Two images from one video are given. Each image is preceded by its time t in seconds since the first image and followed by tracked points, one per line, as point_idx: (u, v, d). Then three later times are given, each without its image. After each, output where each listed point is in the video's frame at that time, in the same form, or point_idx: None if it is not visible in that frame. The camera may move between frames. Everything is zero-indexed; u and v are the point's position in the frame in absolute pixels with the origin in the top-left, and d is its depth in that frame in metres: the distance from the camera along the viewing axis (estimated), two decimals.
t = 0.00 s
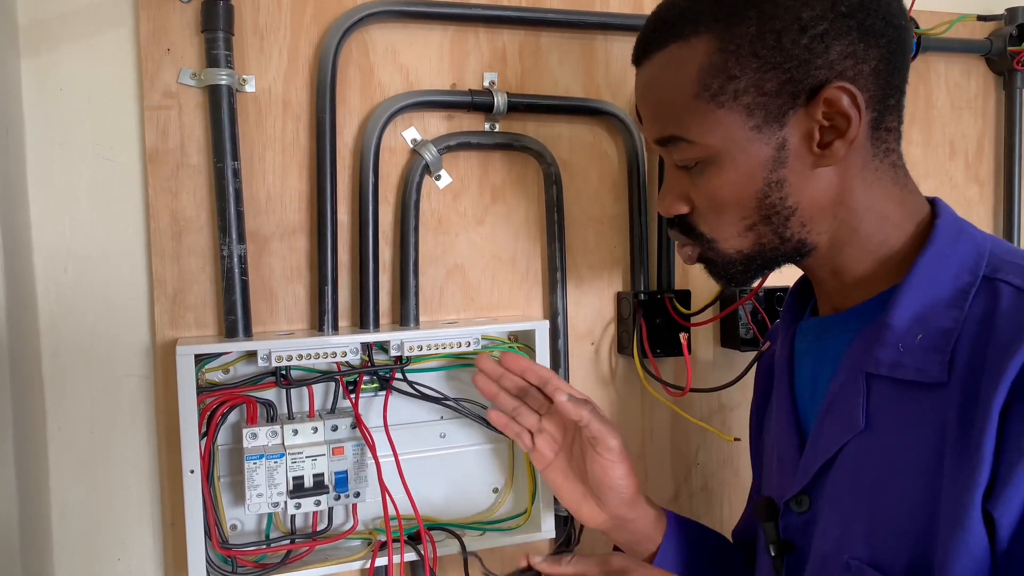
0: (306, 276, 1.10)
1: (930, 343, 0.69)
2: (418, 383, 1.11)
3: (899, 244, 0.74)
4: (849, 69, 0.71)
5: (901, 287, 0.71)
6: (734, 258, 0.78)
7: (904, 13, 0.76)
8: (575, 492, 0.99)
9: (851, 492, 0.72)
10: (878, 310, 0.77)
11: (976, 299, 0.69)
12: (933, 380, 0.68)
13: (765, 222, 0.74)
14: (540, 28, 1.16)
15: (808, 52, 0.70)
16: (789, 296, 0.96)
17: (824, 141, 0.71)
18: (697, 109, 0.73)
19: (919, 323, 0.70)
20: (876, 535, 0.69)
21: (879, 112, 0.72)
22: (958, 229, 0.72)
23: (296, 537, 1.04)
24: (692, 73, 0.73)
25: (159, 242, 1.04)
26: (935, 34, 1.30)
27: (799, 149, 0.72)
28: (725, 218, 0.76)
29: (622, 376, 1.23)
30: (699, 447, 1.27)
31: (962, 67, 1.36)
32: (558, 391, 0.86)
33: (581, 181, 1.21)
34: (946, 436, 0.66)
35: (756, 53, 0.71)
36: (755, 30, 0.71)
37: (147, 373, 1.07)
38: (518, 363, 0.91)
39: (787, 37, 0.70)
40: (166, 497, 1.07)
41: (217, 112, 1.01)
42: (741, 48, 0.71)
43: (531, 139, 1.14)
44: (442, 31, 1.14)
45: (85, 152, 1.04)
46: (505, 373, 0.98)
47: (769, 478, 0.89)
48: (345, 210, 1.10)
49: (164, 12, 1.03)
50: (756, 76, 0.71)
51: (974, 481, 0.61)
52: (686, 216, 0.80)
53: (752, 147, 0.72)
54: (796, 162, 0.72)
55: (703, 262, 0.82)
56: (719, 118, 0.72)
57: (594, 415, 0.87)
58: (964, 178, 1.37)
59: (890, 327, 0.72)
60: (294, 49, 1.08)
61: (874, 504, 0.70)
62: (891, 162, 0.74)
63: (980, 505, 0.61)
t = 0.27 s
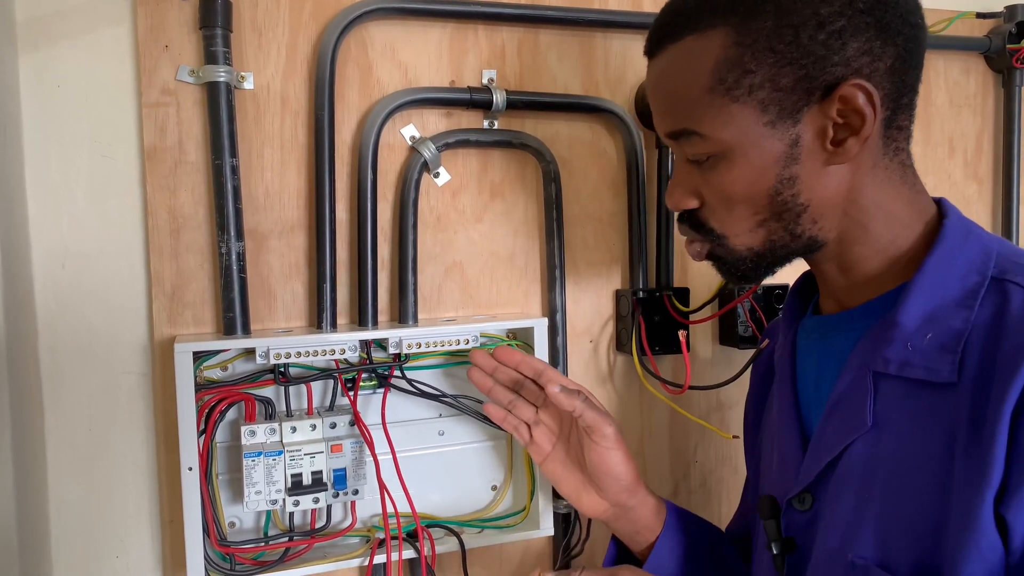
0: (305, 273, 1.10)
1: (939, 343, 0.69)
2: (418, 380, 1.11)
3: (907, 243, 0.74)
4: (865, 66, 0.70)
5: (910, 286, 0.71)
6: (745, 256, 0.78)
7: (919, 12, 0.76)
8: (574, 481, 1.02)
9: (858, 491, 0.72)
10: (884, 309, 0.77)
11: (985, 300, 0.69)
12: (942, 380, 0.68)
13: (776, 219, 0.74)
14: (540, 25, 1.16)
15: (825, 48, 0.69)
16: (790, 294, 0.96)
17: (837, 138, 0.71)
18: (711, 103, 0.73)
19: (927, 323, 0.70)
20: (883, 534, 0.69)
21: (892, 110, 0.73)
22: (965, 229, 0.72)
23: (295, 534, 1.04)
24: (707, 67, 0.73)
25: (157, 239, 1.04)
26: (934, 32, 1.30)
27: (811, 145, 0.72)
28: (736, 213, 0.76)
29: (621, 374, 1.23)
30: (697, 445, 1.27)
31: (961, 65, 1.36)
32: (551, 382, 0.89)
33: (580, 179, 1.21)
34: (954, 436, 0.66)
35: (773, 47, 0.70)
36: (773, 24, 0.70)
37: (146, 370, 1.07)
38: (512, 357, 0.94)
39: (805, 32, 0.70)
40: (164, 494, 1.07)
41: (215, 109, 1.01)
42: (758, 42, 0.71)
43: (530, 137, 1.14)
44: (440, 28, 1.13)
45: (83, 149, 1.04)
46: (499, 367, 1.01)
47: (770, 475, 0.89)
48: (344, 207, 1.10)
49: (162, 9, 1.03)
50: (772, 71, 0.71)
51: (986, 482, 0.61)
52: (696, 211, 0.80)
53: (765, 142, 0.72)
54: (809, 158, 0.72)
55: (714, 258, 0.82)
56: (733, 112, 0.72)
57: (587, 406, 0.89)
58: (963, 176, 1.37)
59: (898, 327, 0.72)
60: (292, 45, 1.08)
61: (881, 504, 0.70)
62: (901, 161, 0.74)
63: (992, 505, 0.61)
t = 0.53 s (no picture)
0: (301, 270, 1.10)
1: (940, 341, 0.69)
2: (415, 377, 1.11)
3: (908, 239, 0.74)
4: (872, 60, 0.70)
5: (910, 283, 0.71)
6: (749, 248, 0.78)
7: (929, 8, 0.76)
8: (590, 461, 1.02)
9: (858, 488, 0.72)
10: (885, 305, 0.77)
11: (986, 298, 0.69)
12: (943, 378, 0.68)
13: (780, 211, 0.74)
14: (536, 21, 1.16)
15: (833, 39, 0.69)
16: (789, 291, 0.96)
17: (841, 132, 0.71)
18: (716, 92, 0.73)
19: (928, 321, 0.70)
20: (882, 531, 0.69)
21: (898, 105, 0.72)
22: (967, 227, 0.72)
23: (291, 531, 1.04)
24: (714, 55, 0.73)
25: (152, 235, 1.04)
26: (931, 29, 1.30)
27: (815, 138, 0.72)
28: (739, 204, 0.76)
29: (617, 370, 1.23)
30: (693, 441, 1.27)
31: (958, 61, 1.36)
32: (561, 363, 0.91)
33: (577, 176, 1.21)
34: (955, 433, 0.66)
35: (781, 37, 0.70)
36: (782, 14, 0.70)
37: (142, 367, 1.07)
38: (517, 342, 0.97)
39: (813, 23, 0.69)
40: (161, 491, 1.06)
41: (210, 105, 1.01)
42: (766, 32, 0.71)
43: (526, 133, 1.14)
44: (437, 24, 1.13)
45: (78, 145, 1.03)
46: (504, 353, 1.02)
47: (767, 471, 0.89)
48: (340, 204, 1.10)
49: (157, 5, 1.02)
50: (779, 61, 0.71)
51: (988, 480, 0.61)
52: (699, 202, 0.81)
53: (769, 133, 0.72)
54: (813, 150, 0.72)
55: (719, 251, 0.82)
56: (738, 102, 0.72)
57: (599, 381, 0.91)
58: (959, 172, 1.37)
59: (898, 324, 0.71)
60: (288, 41, 1.07)
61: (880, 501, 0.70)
62: (904, 157, 0.74)
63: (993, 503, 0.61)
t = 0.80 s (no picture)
0: (299, 269, 1.10)
1: (939, 341, 0.69)
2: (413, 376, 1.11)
3: (907, 239, 0.74)
4: (880, 58, 0.70)
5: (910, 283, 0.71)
6: (750, 244, 0.79)
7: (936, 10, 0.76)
8: (605, 440, 1.05)
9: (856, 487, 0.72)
10: (885, 305, 0.77)
11: (986, 299, 0.69)
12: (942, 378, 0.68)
13: (783, 208, 0.74)
14: (534, 20, 1.16)
15: (842, 36, 0.69)
16: (789, 289, 0.97)
17: (847, 129, 0.71)
18: (724, 85, 0.73)
19: (928, 321, 0.70)
20: (880, 529, 0.69)
21: (904, 105, 0.73)
22: (968, 227, 0.73)
23: (290, 530, 1.04)
24: (723, 48, 0.73)
25: (150, 235, 1.04)
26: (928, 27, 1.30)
27: (821, 134, 0.72)
28: (742, 200, 0.76)
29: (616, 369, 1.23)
30: (692, 439, 1.27)
31: (955, 59, 1.36)
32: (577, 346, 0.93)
33: (575, 175, 1.21)
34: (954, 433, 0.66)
35: (790, 32, 0.70)
36: (791, 9, 0.70)
37: (140, 367, 1.07)
38: (532, 325, 0.98)
39: (823, 18, 0.70)
40: (160, 491, 1.06)
41: (208, 105, 1.01)
42: (776, 26, 0.71)
43: (524, 132, 1.13)
44: (434, 23, 1.13)
45: (76, 145, 1.03)
46: (519, 336, 1.02)
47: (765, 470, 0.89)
48: (338, 203, 1.10)
49: (154, 5, 1.02)
50: (787, 56, 0.71)
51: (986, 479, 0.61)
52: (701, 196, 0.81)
53: (775, 128, 0.72)
54: (818, 147, 0.72)
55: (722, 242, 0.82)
56: (745, 96, 0.72)
57: (615, 361, 0.93)
58: (956, 170, 1.37)
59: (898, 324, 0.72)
60: (285, 41, 1.07)
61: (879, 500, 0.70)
62: (908, 157, 0.74)
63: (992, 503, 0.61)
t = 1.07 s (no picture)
0: (299, 268, 1.10)
1: (945, 339, 0.69)
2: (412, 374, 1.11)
3: (910, 236, 0.75)
4: (874, 56, 0.70)
5: (916, 280, 0.71)
6: (759, 246, 0.79)
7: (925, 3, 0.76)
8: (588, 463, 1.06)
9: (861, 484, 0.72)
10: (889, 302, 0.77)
11: (991, 297, 0.69)
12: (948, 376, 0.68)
13: (787, 210, 0.75)
14: (534, 19, 1.16)
15: (834, 37, 0.69)
16: (792, 289, 0.97)
17: (846, 129, 0.71)
18: (720, 93, 0.73)
19: (933, 319, 0.70)
20: (885, 527, 0.69)
21: (900, 101, 0.72)
22: (973, 226, 0.73)
23: (290, 529, 1.04)
24: (716, 56, 0.73)
25: (150, 234, 1.04)
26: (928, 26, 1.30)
27: (820, 136, 0.72)
28: (746, 204, 0.76)
29: (616, 368, 1.23)
30: (691, 438, 1.27)
31: (955, 58, 1.36)
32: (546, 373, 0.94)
33: (574, 174, 1.21)
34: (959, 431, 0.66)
35: (783, 37, 0.70)
36: (783, 14, 0.70)
37: (139, 365, 1.07)
38: (502, 357, 0.97)
39: (815, 21, 0.69)
40: (160, 490, 1.06)
41: (207, 104, 1.01)
42: (768, 32, 0.71)
43: (523, 131, 1.13)
44: (434, 22, 1.13)
45: (75, 144, 1.03)
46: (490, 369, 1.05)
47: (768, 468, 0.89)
48: (337, 202, 1.10)
49: (153, 3, 1.02)
50: (781, 61, 0.71)
51: (994, 476, 0.61)
52: (707, 201, 0.81)
53: (774, 133, 0.72)
54: (818, 148, 0.72)
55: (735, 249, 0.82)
56: (741, 103, 0.72)
57: (584, 385, 0.94)
58: (956, 169, 1.37)
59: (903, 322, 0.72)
60: (285, 39, 1.07)
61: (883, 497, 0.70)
62: (906, 153, 0.74)
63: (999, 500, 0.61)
